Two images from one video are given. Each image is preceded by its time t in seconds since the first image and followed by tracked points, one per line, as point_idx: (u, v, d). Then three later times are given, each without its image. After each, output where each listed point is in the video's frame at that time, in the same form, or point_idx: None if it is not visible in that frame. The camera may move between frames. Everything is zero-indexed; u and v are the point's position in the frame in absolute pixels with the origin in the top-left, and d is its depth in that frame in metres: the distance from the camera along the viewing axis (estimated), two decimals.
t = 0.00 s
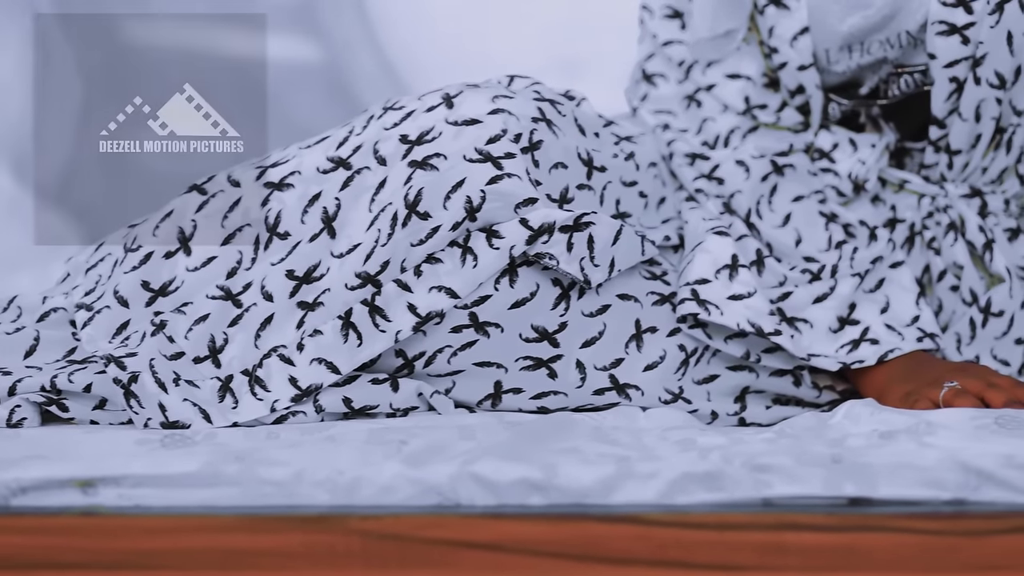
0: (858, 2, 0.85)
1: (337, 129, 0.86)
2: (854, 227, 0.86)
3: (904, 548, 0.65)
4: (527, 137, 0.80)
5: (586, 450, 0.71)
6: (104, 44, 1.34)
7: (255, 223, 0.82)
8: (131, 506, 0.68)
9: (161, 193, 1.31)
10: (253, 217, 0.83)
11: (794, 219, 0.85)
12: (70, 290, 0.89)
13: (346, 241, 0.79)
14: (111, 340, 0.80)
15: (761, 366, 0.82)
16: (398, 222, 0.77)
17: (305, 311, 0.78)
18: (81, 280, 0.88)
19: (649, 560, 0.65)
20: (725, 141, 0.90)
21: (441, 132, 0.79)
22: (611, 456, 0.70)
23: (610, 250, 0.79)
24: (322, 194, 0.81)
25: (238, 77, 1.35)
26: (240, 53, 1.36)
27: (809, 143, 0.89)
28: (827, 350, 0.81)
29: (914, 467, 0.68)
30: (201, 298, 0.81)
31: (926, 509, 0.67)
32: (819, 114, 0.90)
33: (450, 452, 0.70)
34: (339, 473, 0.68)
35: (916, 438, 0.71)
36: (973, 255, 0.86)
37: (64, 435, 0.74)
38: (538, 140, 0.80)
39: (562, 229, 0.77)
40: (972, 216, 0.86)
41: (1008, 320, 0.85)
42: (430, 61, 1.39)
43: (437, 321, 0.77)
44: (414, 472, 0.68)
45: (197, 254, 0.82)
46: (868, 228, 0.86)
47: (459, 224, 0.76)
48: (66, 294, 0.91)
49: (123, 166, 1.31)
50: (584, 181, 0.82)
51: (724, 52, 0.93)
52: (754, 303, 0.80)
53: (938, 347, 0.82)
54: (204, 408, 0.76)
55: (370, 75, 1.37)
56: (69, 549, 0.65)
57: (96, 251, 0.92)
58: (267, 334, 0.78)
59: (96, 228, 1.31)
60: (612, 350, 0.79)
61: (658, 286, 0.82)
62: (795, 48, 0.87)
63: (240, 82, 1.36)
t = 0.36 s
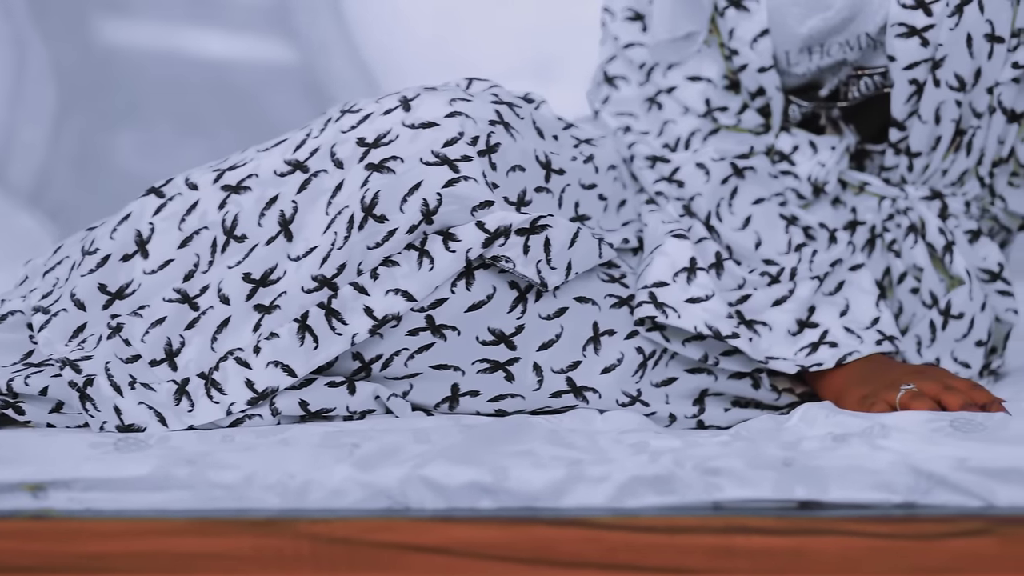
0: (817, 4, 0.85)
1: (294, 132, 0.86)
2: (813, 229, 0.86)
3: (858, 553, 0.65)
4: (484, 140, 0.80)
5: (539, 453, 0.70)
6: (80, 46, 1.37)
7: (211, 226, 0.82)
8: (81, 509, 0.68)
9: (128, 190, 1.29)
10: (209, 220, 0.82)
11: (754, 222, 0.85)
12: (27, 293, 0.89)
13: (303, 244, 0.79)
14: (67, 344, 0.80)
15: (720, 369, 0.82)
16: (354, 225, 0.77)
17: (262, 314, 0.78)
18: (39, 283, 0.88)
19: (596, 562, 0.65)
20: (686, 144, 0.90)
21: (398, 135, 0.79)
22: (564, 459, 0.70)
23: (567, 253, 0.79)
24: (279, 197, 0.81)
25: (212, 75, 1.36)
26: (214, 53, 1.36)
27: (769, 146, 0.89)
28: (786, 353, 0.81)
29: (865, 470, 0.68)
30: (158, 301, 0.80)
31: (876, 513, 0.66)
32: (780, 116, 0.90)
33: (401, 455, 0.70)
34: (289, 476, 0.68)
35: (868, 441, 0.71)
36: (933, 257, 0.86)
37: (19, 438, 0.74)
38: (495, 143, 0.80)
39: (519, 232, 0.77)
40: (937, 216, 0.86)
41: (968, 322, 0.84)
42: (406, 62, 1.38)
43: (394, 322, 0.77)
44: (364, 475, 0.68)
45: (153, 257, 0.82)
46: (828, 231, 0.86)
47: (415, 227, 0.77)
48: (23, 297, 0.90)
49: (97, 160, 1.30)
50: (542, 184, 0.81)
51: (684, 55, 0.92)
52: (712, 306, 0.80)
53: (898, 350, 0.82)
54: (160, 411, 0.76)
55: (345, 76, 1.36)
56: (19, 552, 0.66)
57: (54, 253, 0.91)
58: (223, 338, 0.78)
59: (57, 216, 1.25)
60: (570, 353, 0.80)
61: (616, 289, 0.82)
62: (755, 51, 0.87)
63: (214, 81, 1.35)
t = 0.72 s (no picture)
0: (777, 3, 0.84)
1: (253, 132, 0.86)
2: (774, 230, 0.86)
3: (806, 554, 0.65)
4: (441, 140, 0.79)
5: (490, 454, 0.71)
6: (56, 48, 1.36)
7: (169, 227, 0.82)
8: (30, 510, 0.68)
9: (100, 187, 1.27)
10: (167, 221, 0.82)
11: (714, 222, 0.85)
12: None
13: (259, 244, 0.79)
14: (23, 344, 0.80)
15: (679, 370, 0.82)
16: (311, 226, 0.77)
17: (219, 315, 0.78)
18: None
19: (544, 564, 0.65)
20: (647, 144, 0.89)
21: (355, 136, 0.79)
22: (513, 460, 0.70)
23: (524, 254, 0.79)
24: (236, 198, 0.81)
25: (188, 76, 1.35)
26: (191, 53, 1.36)
27: (729, 146, 0.89)
28: (745, 354, 0.81)
29: (814, 471, 0.68)
30: (115, 302, 0.80)
31: (824, 513, 0.66)
32: (741, 116, 0.91)
33: (353, 456, 0.70)
34: (239, 477, 0.69)
35: (819, 442, 0.71)
36: (893, 258, 0.86)
37: None
38: (453, 143, 0.80)
39: (475, 233, 0.78)
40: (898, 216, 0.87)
41: (928, 323, 0.85)
42: (383, 62, 1.37)
43: (350, 323, 0.77)
44: (314, 476, 0.68)
45: (111, 258, 0.82)
46: (788, 231, 0.86)
47: (372, 228, 0.77)
48: None
49: (72, 159, 1.29)
50: (501, 184, 0.82)
51: (645, 56, 0.92)
52: (670, 306, 0.80)
53: (857, 350, 0.82)
54: (115, 412, 0.76)
55: (321, 75, 1.36)
56: None
57: (12, 253, 0.90)
58: (180, 338, 0.78)
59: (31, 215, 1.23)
60: (527, 354, 0.79)
61: (575, 289, 0.82)
62: (715, 50, 0.87)
63: (190, 81, 1.35)
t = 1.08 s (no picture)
0: (738, 5, 0.84)
1: (211, 134, 0.86)
2: (735, 231, 0.86)
3: (754, 556, 0.63)
4: (400, 142, 0.80)
5: (442, 457, 0.71)
6: (30, 47, 1.35)
7: (127, 229, 0.82)
8: None
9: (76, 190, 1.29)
10: (126, 222, 0.82)
11: (675, 224, 0.85)
12: None
13: (218, 246, 0.79)
14: None
15: (638, 371, 0.82)
16: (268, 228, 0.77)
17: (177, 316, 0.78)
18: None
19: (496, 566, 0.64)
20: (608, 145, 0.89)
21: (313, 138, 0.79)
22: (465, 462, 0.70)
23: (482, 255, 0.79)
24: (195, 199, 0.81)
25: (162, 77, 1.35)
26: (166, 54, 1.36)
27: (691, 148, 0.90)
28: (705, 356, 0.81)
29: (765, 473, 0.68)
30: (73, 304, 0.80)
31: (774, 514, 0.66)
32: (702, 118, 0.91)
33: (306, 458, 0.71)
34: (190, 479, 0.69)
35: (771, 444, 0.71)
36: (854, 259, 0.86)
37: None
38: (411, 146, 0.80)
39: (433, 234, 0.78)
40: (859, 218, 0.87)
41: (889, 324, 0.85)
42: (358, 62, 1.37)
43: (308, 325, 0.78)
44: (265, 479, 0.69)
45: (70, 260, 0.82)
46: (748, 233, 0.86)
47: (330, 229, 0.77)
48: None
49: (45, 160, 1.30)
50: (460, 186, 0.82)
51: (608, 59, 0.92)
52: (629, 308, 0.80)
53: (816, 352, 0.83)
54: (73, 414, 0.77)
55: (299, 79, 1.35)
56: None
57: None
58: (138, 340, 0.78)
59: (2, 218, 1.25)
60: (486, 355, 0.79)
61: (534, 291, 0.82)
62: (677, 52, 0.87)
63: (165, 82, 1.35)
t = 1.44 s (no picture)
0: (697, 9, 0.84)
1: (168, 137, 0.86)
2: (694, 235, 0.86)
3: (702, 560, 0.64)
4: (356, 146, 0.79)
5: (394, 461, 0.71)
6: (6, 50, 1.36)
7: (84, 232, 0.82)
8: None
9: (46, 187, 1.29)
10: (82, 226, 0.82)
11: (634, 228, 0.85)
12: None
13: (174, 250, 0.79)
14: None
15: (596, 375, 0.82)
16: (224, 231, 0.77)
17: (132, 320, 0.78)
18: None
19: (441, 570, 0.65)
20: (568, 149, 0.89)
21: (269, 141, 0.79)
22: (416, 466, 0.70)
23: (438, 259, 0.79)
24: (150, 203, 0.81)
25: (136, 80, 1.35)
26: (140, 57, 1.36)
27: (652, 151, 0.89)
28: (663, 359, 0.81)
29: (714, 477, 0.68)
30: (29, 308, 0.80)
31: (723, 519, 0.65)
32: (663, 121, 0.91)
33: (258, 462, 0.71)
34: (141, 484, 0.69)
35: (722, 448, 0.71)
36: (815, 263, 0.86)
37: None
38: (367, 149, 0.80)
39: (388, 238, 0.78)
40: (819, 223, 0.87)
41: (848, 328, 0.85)
42: (329, 63, 1.37)
43: (264, 328, 0.77)
44: (215, 483, 0.68)
45: (26, 263, 0.82)
46: (707, 237, 0.87)
47: (286, 233, 0.77)
48: None
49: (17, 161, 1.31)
50: (417, 190, 0.82)
51: (567, 63, 0.91)
52: (586, 312, 0.80)
53: (774, 356, 0.83)
54: (26, 417, 0.76)
55: (272, 81, 1.35)
56: None
57: None
58: (94, 344, 0.78)
59: None
60: (442, 359, 0.79)
61: (491, 294, 0.82)
62: (637, 56, 0.87)
63: (139, 85, 1.35)
